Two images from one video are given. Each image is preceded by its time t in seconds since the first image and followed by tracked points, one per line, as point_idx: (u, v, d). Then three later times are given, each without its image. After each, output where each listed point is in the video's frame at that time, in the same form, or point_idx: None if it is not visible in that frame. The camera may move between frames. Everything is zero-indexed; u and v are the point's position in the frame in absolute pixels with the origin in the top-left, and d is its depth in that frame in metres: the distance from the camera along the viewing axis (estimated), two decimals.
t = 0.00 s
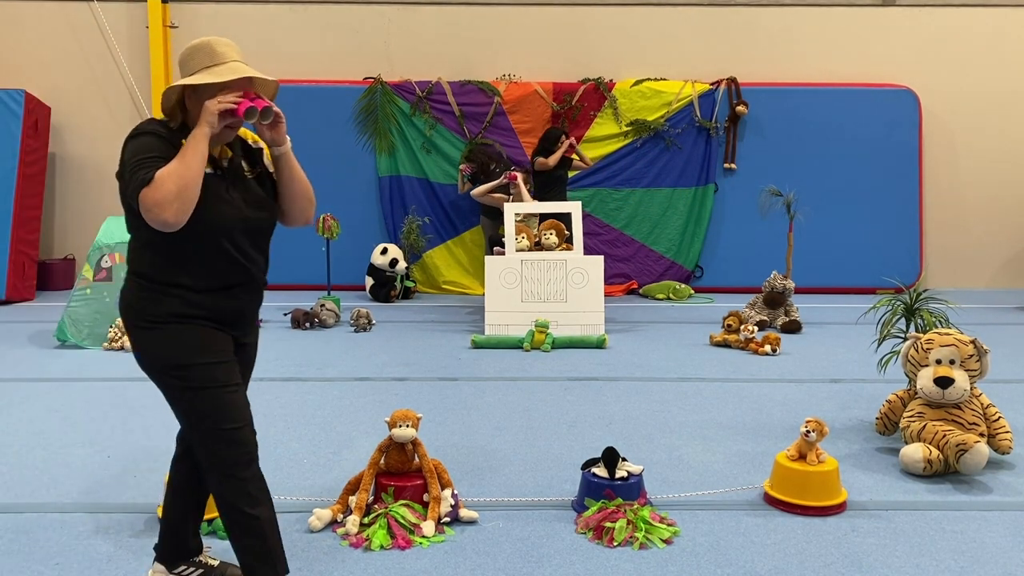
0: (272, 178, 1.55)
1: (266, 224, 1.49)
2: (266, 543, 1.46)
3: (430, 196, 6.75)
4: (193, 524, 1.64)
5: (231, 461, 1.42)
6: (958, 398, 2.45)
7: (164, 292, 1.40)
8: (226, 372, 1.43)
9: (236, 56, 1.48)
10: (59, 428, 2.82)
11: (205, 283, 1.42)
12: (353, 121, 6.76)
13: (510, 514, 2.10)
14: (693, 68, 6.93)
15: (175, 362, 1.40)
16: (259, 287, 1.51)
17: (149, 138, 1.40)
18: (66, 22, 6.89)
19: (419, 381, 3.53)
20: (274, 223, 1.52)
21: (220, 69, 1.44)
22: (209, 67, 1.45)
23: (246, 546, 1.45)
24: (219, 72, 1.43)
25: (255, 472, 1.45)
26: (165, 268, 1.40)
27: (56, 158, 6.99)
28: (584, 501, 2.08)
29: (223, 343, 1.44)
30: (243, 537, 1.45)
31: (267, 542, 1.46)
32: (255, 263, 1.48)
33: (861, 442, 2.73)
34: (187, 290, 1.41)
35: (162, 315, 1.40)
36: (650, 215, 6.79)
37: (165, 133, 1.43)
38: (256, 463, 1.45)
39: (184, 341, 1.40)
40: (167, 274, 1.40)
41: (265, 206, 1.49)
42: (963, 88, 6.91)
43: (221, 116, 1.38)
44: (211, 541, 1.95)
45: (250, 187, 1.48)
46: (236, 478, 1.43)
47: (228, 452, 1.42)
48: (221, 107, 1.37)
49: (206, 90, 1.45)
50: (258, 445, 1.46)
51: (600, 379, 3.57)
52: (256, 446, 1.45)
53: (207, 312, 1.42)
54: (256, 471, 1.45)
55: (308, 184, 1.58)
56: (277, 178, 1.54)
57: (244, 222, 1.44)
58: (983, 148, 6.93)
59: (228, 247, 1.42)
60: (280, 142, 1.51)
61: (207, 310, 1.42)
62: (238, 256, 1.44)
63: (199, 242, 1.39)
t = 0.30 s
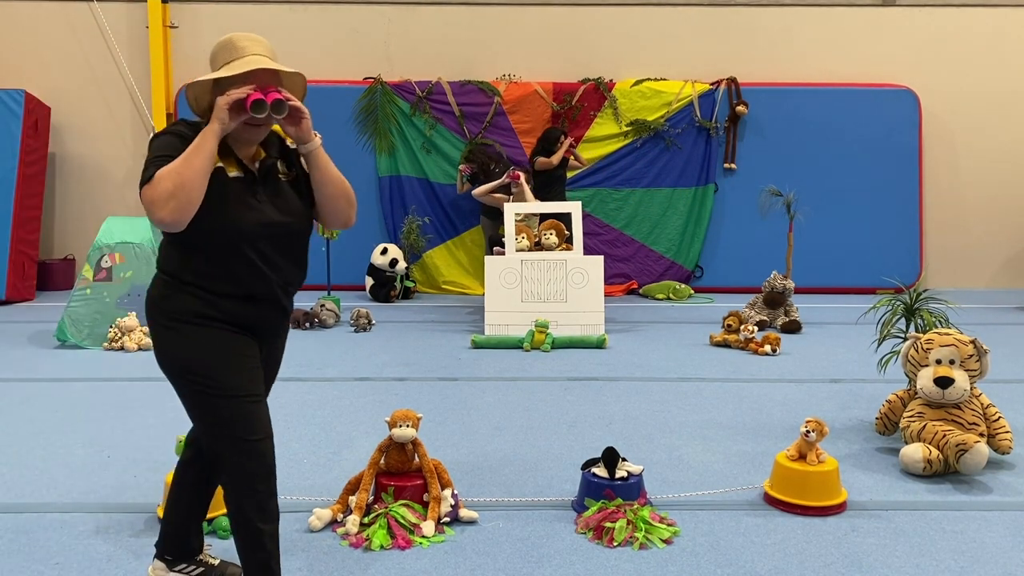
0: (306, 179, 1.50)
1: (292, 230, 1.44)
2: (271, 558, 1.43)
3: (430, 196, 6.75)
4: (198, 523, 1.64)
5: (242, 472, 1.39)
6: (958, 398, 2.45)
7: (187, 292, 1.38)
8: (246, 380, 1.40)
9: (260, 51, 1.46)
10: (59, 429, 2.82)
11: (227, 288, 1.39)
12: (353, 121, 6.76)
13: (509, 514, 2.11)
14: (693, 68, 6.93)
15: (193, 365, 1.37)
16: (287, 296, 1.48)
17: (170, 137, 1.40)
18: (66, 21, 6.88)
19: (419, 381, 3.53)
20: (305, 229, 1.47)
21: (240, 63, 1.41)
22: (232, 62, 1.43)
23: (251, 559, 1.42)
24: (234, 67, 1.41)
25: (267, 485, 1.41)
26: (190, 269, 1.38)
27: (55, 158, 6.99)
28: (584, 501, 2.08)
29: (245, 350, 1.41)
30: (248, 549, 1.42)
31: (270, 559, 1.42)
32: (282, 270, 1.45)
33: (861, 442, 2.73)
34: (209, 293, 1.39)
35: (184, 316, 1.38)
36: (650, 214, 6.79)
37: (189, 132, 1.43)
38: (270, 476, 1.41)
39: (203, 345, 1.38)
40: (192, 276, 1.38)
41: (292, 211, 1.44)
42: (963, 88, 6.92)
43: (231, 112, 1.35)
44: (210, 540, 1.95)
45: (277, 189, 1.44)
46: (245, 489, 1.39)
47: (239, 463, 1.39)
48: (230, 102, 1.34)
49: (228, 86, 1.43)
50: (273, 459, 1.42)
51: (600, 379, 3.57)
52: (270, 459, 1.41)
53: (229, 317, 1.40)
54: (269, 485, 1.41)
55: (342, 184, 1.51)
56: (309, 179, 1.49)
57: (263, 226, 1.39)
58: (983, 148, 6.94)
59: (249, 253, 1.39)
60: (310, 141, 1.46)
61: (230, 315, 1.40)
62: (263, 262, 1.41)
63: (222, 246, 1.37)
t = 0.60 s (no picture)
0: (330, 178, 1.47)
1: (310, 232, 1.41)
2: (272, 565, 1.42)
3: (430, 196, 6.75)
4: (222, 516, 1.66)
5: (245, 477, 1.38)
6: (959, 398, 2.45)
7: (198, 293, 1.38)
8: (253, 385, 1.39)
9: (287, 45, 1.44)
10: (58, 428, 2.82)
11: (236, 292, 1.38)
12: (353, 120, 6.75)
13: (509, 515, 2.11)
14: (693, 68, 6.93)
15: (202, 365, 1.37)
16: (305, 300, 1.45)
17: (191, 131, 1.42)
18: (67, 20, 6.88)
19: (419, 381, 3.53)
20: (325, 232, 1.44)
21: (263, 57, 1.40)
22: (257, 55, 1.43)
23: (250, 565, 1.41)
24: (254, 60, 1.41)
25: (273, 492, 1.40)
26: (202, 270, 1.39)
27: (55, 158, 6.99)
28: (584, 501, 2.08)
29: (255, 354, 1.40)
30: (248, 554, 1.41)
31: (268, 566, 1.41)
32: (297, 275, 1.42)
33: (861, 442, 2.73)
34: (220, 294, 1.38)
35: (194, 316, 1.38)
36: (650, 214, 6.79)
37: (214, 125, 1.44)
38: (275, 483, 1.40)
39: (210, 347, 1.37)
40: (204, 277, 1.38)
41: (308, 212, 1.41)
42: (963, 88, 6.92)
43: (248, 106, 1.34)
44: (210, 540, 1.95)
45: (297, 187, 1.42)
46: (248, 495, 1.39)
47: (243, 468, 1.38)
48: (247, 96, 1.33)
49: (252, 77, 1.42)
50: (280, 465, 1.41)
51: (600, 379, 3.57)
52: (276, 466, 1.40)
53: (239, 320, 1.39)
54: (274, 492, 1.40)
55: (365, 184, 1.47)
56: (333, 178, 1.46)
57: (274, 227, 1.37)
58: (983, 148, 6.94)
59: (259, 256, 1.37)
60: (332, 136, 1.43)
61: (240, 318, 1.39)
62: (274, 266, 1.39)
63: (233, 247, 1.36)
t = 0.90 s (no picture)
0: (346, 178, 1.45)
1: (322, 233, 1.39)
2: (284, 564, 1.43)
3: (430, 196, 6.74)
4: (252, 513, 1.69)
5: (255, 478, 1.38)
6: (959, 398, 2.45)
7: (212, 293, 1.39)
8: (264, 386, 1.39)
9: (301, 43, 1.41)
10: (58, 428, 2.82)
11: (247, 293, 1.38)
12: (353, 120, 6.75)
13: (509, 515, 2.10)
14: (693, 68, 6.93)
15: (214, 366, 1.38)
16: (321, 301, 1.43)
17: (209, 131, 1.42)
18: (66, 20, 6.88)
19: (419, 381, 3.53)
20: (339, 233, 1.42)
21: (277, 54, 1.38)
22: (272, 52, 1.41)
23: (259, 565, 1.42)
24: (269, 57, 1.39)
25: (282, 494, 1.40)
26: (216, 270, 1.39)
27: (55, 158, 6.99)
28: (584, 501, 2.08)
29: (267, 355, 1.40)
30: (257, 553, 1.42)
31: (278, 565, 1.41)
32: (309, 276, 1.40)
33: (861, 442, 2.73)
34: (232, 295, 1.38)
35: (208, 317, 1.39)
36: (650, 214, 6.79)
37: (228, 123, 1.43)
38: (285, 485, 1.40)
39: (222, 348, 1.38)
40: (218, 277, 1.39)
41: (321, 213, 1.40)
42: (963, 89, 6.92)
43: (262, 106, 1.33)
44: (210, 539, 1.95)
45: (310, 187, 1.40)
46: (258, 494, 1.39)
47: (254, 467, 1.38)
48: (260, 95, 1.31)
49: (267, 75, 1.40)
50: (290, 468, 1.40)
51: (600, 380, 3.57)
52: (286, 468, 1.39)
53: (250, 321, 1.39)
54: (284, 493, 1.40)
55: (378, 185, 1.44)
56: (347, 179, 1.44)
57: (285, 229, 1.36)
58: (983, 147, 6.94)
59: (269, 257, 1.36)
60: (346, 136, 1.40)
61: (251, 320, 1.38)
62: (284, 266, 1.38)
63: (244, 248, 1.36)
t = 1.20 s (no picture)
0: (371, 179, 1.42)
1: (349, 234, 1.39)
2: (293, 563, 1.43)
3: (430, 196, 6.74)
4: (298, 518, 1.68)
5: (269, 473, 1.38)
6: (958, 398, 2.45)
7: (244, 290, 1.41)
8: (284, 382, 1.39)
9: (329, 46, 1.42)
10: (59, 428, 2.82)
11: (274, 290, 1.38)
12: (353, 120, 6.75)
13: (509, 515, 2.10)
14: (693, 68, 6.93)
15: (242, 362, 1.39)
16: (349, 300, 1.42)
17: (241, 136, 1.43)
18: (66, 20, 6.88)
19: (419, 381, 3.53)
20: (365, 234, 1.41)
21: (305, 58, 1.39)
22: (300, 56, 1.41)
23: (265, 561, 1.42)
24: (298, 60, 1.40)
25: (293, 492, 1.39)
26: (249, 265, 1.41)
27: (55, 158, 6.99)
28: (584, 501, 2.08)
29: (294, 352, 1.40)
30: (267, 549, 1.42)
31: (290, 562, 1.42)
32: (337, 275, 1.40)
33: (861, 442, 2.73)
34: (261, 291, 1.39)
35: (239, 313, 1.40)
36: (650, 214, 6.79)
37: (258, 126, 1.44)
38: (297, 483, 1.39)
39: (248, 343, 1.39)
40: (248, 273, 1.40)
41: (347, 214, 1.39)
42: (963, 89, 6.92)
43: (291, 109, 1.33)
44: (210, 539, 1.95)
45: (335, 187, 1.40)
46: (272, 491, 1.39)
47: (273, 462, 1.38)
48: (290, 99, 1.32)
49: (295, 79, 1.41)
50: (303, 466, 1.39)
51: (600, 379, 3.57)
52: (298, 466, 1.38)
53: (276, 317, 1.39)
54: (296, 491, 1.39)
55: (406, 184, 1.41)
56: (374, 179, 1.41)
57: (312, 229, 1.36)
58: (983, 147, 6.94)
59: (297, 255, 1.37)
60: (373, 135, 1.39)
61: (278, 316, 1.39)
62: (312, 264, 1.38)
63: (272, 245, 1.37)
